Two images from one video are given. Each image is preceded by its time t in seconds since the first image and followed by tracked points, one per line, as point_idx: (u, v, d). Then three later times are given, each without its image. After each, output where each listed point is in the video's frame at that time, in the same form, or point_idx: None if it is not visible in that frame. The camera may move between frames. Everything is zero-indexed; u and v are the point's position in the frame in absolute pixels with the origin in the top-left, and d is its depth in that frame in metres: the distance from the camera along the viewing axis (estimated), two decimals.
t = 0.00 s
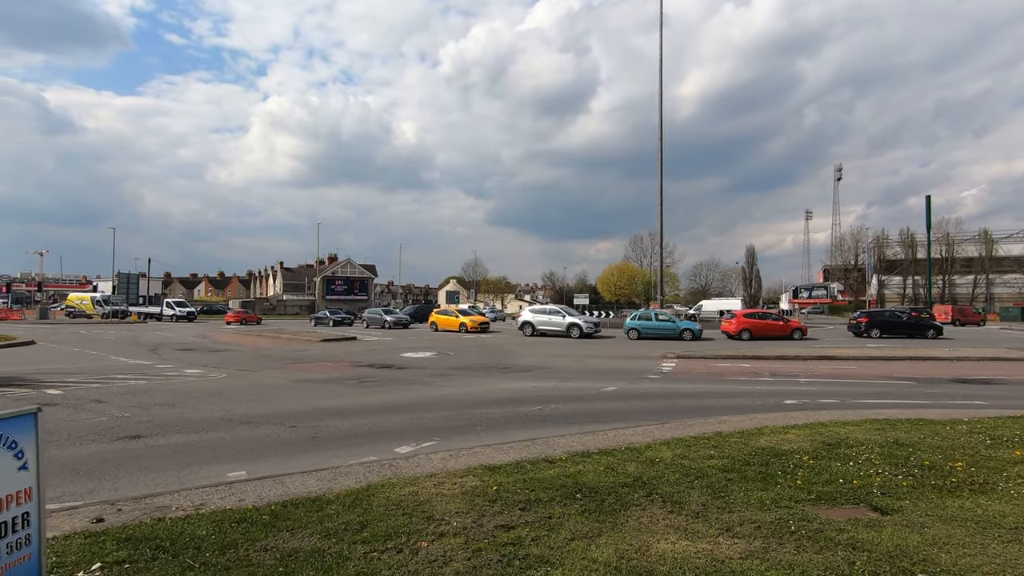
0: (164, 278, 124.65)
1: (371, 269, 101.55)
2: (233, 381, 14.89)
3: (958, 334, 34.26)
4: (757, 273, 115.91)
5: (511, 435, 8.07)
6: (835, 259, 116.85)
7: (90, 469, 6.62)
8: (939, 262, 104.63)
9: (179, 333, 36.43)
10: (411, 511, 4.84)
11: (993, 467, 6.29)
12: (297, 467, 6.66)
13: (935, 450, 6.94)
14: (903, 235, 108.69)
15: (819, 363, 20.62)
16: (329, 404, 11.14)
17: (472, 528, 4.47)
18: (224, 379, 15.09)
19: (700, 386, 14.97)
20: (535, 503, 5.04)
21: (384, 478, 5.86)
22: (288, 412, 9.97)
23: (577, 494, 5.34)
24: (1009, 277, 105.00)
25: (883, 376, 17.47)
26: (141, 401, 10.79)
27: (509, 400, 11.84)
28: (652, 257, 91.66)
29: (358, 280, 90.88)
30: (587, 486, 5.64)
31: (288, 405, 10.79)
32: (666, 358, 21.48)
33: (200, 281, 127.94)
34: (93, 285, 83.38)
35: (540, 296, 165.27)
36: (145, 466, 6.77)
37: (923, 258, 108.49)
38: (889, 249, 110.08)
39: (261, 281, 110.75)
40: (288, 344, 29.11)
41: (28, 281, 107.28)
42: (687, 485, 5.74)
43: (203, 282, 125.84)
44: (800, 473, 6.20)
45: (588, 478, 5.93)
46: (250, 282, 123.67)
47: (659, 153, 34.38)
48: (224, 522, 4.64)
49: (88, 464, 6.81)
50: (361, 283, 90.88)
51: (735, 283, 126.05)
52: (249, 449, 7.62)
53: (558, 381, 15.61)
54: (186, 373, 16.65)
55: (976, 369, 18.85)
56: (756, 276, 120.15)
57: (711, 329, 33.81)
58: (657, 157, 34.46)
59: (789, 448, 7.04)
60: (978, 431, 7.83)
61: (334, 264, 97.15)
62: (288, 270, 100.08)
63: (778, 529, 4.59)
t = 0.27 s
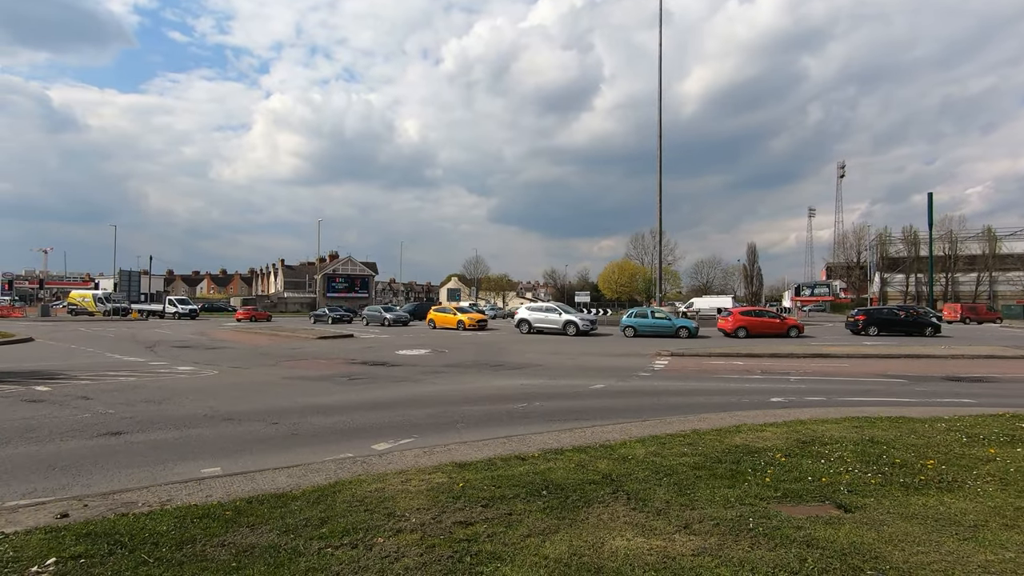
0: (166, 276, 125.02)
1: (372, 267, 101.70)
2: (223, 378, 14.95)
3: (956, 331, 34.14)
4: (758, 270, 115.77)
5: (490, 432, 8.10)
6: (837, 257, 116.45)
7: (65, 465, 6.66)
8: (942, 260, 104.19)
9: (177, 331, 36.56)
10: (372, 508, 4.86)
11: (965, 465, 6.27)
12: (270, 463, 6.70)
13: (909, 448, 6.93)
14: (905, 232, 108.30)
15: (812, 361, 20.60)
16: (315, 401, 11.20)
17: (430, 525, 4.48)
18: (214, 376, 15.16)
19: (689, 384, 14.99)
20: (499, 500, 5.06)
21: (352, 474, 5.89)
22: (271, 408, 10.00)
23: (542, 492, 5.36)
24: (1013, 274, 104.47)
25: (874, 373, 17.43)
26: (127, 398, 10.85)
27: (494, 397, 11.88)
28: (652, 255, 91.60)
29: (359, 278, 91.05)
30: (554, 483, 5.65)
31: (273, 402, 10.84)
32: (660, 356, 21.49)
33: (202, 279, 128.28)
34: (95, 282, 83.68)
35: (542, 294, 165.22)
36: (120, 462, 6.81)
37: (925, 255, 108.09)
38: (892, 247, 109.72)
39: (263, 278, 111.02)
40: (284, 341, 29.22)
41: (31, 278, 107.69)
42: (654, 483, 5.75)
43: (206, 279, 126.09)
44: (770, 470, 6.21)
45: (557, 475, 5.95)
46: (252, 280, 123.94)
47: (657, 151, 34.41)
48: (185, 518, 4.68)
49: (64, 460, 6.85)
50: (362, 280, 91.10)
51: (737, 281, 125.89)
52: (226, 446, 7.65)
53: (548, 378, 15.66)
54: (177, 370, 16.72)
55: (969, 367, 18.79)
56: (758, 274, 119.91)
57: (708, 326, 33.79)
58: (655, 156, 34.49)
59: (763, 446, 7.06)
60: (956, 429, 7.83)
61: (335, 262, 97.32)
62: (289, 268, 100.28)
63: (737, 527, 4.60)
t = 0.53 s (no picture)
0: (162, 273, 124.78)
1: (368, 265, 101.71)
2: (208, 374, 15.02)
3: (945, 329, 34.32)
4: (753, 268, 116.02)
5: (462, 428, 8.19)
6: (833, 255, 116.72)
7: (36, 460, 6.73)
8: (936, 258, 104.53)
9: (169, 329, 36.57)
10: (331, 500, 4.95)
11: (922, 459, 6.38)
12: (240, 457, 6.78)
13: (871, 443, 7.04)
14: (900, 230, 108.57)
15: (798, 358, 20.74)
16: (296, 397, 11.27)
17: (384, 517, 4.57)
18: (200, 373, 15.23)
19: (671, 381, 15.10)
20: (457, 493, 5.14)
21: (317, 469, 5.97)
22: (250, 405, 10.08)
23: (501, 485, 5.46)
24: (1007, 272, 104.82)
25: (857, 370, 17.56)
26: (107, 394, 10.91)
27: (474, 394, 11.97)
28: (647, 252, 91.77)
29: (355, 276, 91.05)
30: (515, 477, 5.75)
31: (253, 399, 10.92)
32: (647, 353, 21.60)
33: (198, 276, 128.09)
34: (90, 279, 83.53)
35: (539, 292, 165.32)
36: (91, 457, 6.88)
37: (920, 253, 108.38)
38: (887, 245, 110.00)
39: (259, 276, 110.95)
40: (275, 338, 29.28)
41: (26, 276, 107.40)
42: (614, 477, 5.85)
43: (202, 277, 125.94)
44: (731, 464, 6.31)
45: (520, 469, 6.04)
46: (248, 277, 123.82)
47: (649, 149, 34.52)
48: (144, 511, 4.76)
49: (36, 455, 6.91)
50: (358, 278, 91.16)
51: (733, 279, 126.14)
52: (200, 441, 7.73)
53: (532, 375, 15.77)
54: (164, 367, 16.77)
55: (952, 364, 18.92)
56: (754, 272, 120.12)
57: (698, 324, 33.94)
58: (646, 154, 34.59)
59: (728, 441, 7.16)
60: (921, 424, 7.95)
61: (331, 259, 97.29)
62: (284, 265, 100.21)
63: (685, 519, 4.69)
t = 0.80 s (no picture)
0: (146, 272, 123.55)
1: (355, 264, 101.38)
2: (182, 374, 14.99)
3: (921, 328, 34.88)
4: (739, 267, 117.01)
5: (424, 427, 8.26)
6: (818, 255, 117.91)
7: None
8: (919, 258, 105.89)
9: (150, 328, 36.27)
10: (276, 498, 5.00)
11: (865, 455, 6.56)
12: (196, 457, 6.81)
13: (820, 440, 7.21)
14: (883, 230, 109.91)
15: (772, 356, 21.02)
16: (264, 397, 11.29)
17: (325, 514, 4.64)
18: (173, 372, 15.19)
19: (644, 380, 15.29)
20: (402, 491, 5.21)
21: (270, 467, 6.02)
22: (216, 405, 10.09)
23: (448, 483, 5.54)
24: (987, 272, 106.42)
25: (827, 369, 17.83)
26: (73, 394, 10.87)
27: (444, 394, 12.05)
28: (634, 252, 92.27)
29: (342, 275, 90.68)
30: (464, 474, 5.83)
31: (221, 398, 10.93)
32: (625, 353, 21.79)
33: (183, 275, 126.98)
34: (72, 278, 82.51)
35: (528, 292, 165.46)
36: (46, 457, 6.89)
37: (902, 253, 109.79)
38: (870, 244, 111.30)
39: (245, 274, 110.18)
40: (256, 337, 29.17)
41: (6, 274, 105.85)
42: (562, 474, 5.96)
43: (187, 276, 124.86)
44: (680, 462, 6.45)
45: (471, 466, 6.14)
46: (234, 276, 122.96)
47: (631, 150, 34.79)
48: (88, 510, 4.79)
49: None
50: (345, 277, 90.82)
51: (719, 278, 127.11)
52: (160, 441, 7.75)
53: (506, 374, 15.88)
54: (137, 366, 16.69)
55: (922, 362, 19.27)
56: (740, 271, 121.10)
57: (680, 323, 34.25)
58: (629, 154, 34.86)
59: (681, 439, 7.30)
60: (873, 421, 8.15)
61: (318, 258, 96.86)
62: (271, 264, 99.62)
63: (621, 514, 4.80)
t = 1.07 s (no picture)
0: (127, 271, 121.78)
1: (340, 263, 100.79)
2: (151, 374, 14.83)
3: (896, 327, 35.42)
4: (723, 267, 118.06)
5: (385, 426, 8.23)
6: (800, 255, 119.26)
7: None
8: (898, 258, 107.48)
9: (127, 328, 35.80)
10: (220, 496, 4.96)
11: (814, 451, 6.68)
12: (149, 457, 6.74)
13: (773, 437, 7.31)
14: (864, 231, 111.45)
15: (747, 355, 21.24)
16: (231, 397, 11.19)
17: (267, 512, 4.61)
18: (142, 372, 15.02)
19: (617, 378, 15.39)
20: (349, 489, 5.20)
21: (221, 466, 5.97)
22: (179, 405, 9.99)
23: (397, 481, 5.53)
24: (964, 273, 108.29)
25: (798, 367, 18.05)
26: (35, 395, 10.71)
27: (413, 393, 12.03)
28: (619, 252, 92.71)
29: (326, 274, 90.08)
30: (415, 472, 5.83)
31: (186, 398, 10.83)
32: (601, 352, 21.90)
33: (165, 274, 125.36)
34: (50, 277, 81.12)
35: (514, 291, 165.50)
36: None
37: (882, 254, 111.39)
38: (851, 245, 112.83)
39: (228, 274, 109.02)
40: (233, 337, 28.91)
41: None
42: (514, 472, 5.99)
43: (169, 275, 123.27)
44: (632, 459, 6.51)
45: (424, 465, 6.13)
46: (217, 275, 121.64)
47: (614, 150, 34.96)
48: (26, 511, 4.72)
49: None
50: (329, 276, 90.23)
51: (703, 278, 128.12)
52: (116, 441, 7.66)
53: (480, 374, 15.89)
54: (107, 366, 16.48)
55: (892, 361, 19.60)
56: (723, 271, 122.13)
57: (660, 322, 34.50)
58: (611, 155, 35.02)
59: (637, 436, 7.37)
60: (828, 418, 8.30)
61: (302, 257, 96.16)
62: (254, 263, 98.71)
63: (564, 511, 4.84)
